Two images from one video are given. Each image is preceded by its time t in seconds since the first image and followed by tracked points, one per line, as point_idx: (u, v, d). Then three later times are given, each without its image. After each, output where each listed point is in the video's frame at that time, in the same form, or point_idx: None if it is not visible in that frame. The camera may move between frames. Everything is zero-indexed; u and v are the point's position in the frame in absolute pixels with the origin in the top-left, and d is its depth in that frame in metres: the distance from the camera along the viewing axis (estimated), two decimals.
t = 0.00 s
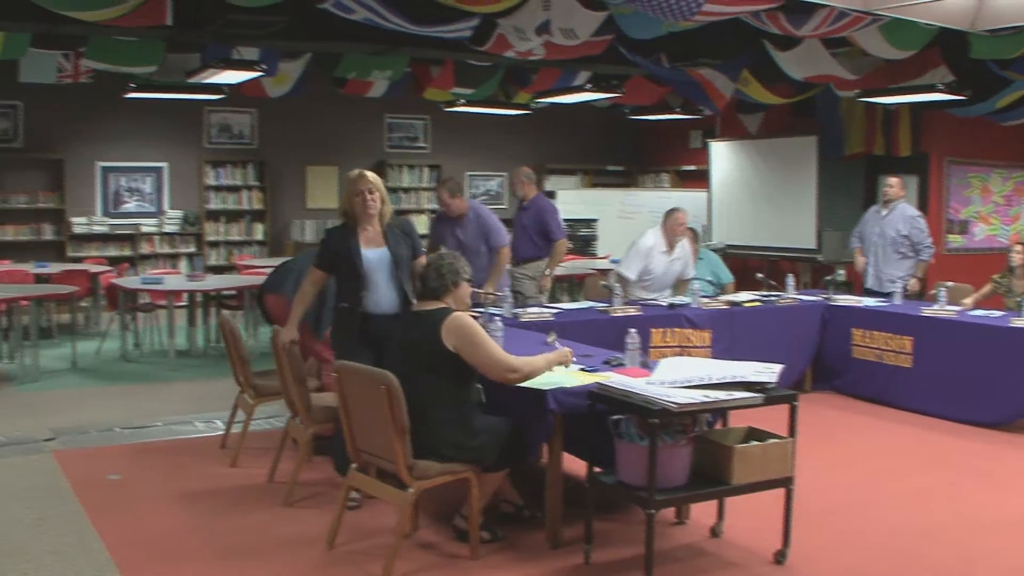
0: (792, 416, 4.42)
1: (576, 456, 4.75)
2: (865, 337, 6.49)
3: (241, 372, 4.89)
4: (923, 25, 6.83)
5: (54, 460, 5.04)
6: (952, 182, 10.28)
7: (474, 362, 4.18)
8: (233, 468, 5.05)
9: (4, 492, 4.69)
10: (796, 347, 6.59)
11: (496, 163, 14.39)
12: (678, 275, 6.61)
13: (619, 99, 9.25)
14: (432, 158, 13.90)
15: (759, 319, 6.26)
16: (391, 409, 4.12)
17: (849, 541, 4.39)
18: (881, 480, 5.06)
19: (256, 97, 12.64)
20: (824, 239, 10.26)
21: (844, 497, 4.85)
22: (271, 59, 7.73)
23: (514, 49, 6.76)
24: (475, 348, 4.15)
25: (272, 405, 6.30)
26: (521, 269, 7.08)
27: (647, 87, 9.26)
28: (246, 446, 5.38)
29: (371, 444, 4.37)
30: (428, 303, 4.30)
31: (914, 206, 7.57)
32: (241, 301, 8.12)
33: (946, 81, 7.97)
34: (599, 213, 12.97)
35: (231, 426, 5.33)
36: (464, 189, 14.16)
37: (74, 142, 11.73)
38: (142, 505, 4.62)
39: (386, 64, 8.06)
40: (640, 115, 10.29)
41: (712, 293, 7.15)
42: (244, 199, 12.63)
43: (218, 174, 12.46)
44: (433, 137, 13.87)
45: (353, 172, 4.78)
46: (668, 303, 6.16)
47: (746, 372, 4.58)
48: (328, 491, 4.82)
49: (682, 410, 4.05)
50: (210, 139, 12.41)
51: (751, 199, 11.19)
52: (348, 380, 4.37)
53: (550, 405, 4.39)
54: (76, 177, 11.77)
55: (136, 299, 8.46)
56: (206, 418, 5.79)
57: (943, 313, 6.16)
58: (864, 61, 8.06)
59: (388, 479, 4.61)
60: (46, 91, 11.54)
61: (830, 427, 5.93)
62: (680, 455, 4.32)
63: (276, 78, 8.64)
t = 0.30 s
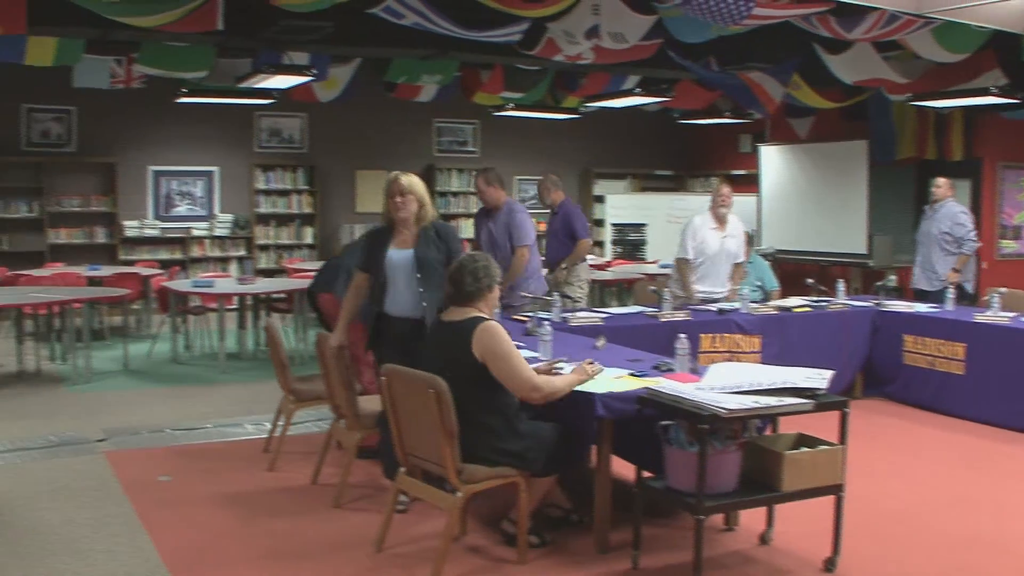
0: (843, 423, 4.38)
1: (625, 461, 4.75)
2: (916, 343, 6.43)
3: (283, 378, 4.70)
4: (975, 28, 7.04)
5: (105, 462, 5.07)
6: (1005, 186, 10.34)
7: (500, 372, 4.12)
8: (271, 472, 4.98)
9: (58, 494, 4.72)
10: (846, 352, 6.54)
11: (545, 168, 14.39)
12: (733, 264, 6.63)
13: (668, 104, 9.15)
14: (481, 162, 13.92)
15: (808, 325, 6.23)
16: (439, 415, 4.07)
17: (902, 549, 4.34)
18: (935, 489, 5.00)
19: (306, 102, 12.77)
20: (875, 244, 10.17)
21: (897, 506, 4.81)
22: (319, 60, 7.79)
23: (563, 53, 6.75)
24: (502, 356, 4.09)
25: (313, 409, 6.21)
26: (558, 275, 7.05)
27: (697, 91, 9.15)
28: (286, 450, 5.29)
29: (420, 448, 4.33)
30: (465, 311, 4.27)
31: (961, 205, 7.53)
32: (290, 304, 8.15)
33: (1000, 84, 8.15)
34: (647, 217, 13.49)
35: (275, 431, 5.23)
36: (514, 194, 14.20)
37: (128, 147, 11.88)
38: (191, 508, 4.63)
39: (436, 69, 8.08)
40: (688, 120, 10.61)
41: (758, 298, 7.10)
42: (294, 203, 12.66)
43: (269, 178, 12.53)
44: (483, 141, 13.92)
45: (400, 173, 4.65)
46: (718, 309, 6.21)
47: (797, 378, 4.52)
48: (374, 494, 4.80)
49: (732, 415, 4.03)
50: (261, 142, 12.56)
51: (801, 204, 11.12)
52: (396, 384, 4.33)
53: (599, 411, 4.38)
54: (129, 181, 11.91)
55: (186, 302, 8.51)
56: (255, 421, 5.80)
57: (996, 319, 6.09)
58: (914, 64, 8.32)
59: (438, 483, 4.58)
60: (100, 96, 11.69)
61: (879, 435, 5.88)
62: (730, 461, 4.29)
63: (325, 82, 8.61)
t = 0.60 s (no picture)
0: (896, 431, 4.33)
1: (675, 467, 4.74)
2: (971, 349, 6.34)
3: (333, 381, 4.73)
4: None
5: (157, 464, 5.12)
6: None
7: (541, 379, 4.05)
8: (322, 475, 5.01)
9: (112, 494, 4.78)
10: (900, 359, 6.47)
11: (596, 173, 14.30)
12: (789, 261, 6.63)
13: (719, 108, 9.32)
14: (531, 167, 13.90)
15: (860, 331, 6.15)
16: (491, 423, 4.04)
17: (957, 560, 4.28)
18: (992, 500, 4.92)
19: (356, 106, 12.82)
20: (928, 250, 10.13)
21: (953, 516, 4.74)
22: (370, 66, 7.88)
23: (613, 58, 6.96)
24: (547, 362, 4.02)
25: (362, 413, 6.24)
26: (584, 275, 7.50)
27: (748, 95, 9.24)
28: (335, 453, 5.34)
29: (469, 452, 4.30)
30: (504, 319, 4.18)
31: (1015, 210, 7.44)
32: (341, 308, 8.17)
33: None
34: (699, 222, 13.24)
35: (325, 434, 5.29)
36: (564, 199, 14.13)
37: (181, 151, 12.02)
38: (240, 508, 4.67)
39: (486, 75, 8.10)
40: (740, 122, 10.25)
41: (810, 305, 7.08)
42: (345, 208, 12.75)
43: (319, 183, 12.63)
44: (533, 146, 13.88)
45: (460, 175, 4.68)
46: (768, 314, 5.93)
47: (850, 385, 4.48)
48: (422, 498, 4.81)
49: (782, 421, 3.99)
50: (312, 147, 12.61)
51: (852, 209, 11.03)
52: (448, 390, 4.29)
53: (650, 416, 4.36)
54: (181, 185, 12.05)
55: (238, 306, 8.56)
56: (304, 424, 5.82)
57: None
58: (969, 69, 8.30)
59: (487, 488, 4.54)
60: (155, 101, 11.85)
61: (931, 444, 5.81)
62: (781, 468, 4.25)
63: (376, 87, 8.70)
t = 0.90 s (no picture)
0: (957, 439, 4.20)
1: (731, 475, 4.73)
2: None
3: (389, 387, 4.77)
4: None
5: (214, 467, 5.19)
6: None
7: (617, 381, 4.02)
8: (377, 481, 5.04)
9: (169, 496, 4.85)
10: (960, 369, 6.36)
11: (651, 179, 14.26)
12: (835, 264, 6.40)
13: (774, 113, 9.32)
14: (586, 174, 13.90)
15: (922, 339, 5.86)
16: (546, 428, 3.98)
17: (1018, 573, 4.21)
18: None
19: (412, 113, 12.89)
20: (989, 258, 9.86)
21: (1014, 529, 4.67)
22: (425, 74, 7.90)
23: (669, 65, 7.00)
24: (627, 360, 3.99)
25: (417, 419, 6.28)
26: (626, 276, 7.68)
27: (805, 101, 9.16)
28: (390, 458, 5.38)
29: (524, 459, 4.24)
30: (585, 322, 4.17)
31: None
32: (396, 314, 8.21)
33: None
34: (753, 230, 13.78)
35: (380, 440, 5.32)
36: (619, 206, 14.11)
37: (239, 158, 12.14)
38: (295, 510, 4.72)
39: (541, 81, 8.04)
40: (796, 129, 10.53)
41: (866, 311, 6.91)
42: (400, 214, 12.80)
43: (375, 190, 12.69)
44: (588, 152, 13.89)
45: (526, 183, 4.65)
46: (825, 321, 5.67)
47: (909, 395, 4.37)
48: (476, 504, 4.82)
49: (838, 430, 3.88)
50: (369, 154, 12.70)
51: (908, 216, 10.88)
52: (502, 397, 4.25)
53: (705, 423, 4.31)
54: (239, 191, 12.16)
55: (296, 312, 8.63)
56: (359, 429, 5.87)
57: None
58: None
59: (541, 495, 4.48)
60: (216, 108, 11.98)
61: (988, 455, 5.73)
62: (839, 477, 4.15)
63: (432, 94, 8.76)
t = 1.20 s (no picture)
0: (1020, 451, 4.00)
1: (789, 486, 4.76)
2: None
3: (446, 395, 4.82)
4: None
5: (272, 474, 5.24)
6: None
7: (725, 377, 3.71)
8: (432, 488, 5.07)
9: (228, 501, 4.91)
10: None
11: (709, 188, 14.17)
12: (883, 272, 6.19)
13: (834, 122, 9.43)
14: (642, 183, 13.84)
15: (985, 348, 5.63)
16: (604, 436, 3.76)
17: None
18: None
19: (468, 122, 12.94)
20: None
21: None
22: (485, 83, 8.16)
23: (726, 73, 7.25)
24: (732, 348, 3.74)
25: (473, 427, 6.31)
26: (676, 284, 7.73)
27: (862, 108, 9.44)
28: (447, 467, 5.40)
29: (581, 467, 4.01)
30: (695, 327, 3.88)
31: None
32: (452, 322, 8.22)
33: None
34: (813, 239, 13.72)
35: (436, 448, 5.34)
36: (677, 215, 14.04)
37: (295, 167, 12.25)
38: (347, 514, 4.77)
39: (601, 91, 8.26)
40: (855, 138, 10.54)
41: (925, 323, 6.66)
42: (457, 223, 12.83)
43: (432, 198, 12.73)
44: (645, 161, 13.86)
45: (586, 191, 4.53)
46: (884, 331, 5.57)
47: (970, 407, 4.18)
48: (532, 514, 4.81)
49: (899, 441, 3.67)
50: (425, 163, 12.76)
51: (973, 227, 10.78)
52: (561, 401, 4.04)
53: (762, 432, 4.20)
54: (296, 200, 12.27)
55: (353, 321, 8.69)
56: (417, 438, 5.90)
57: None
58: None
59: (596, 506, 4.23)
60: (274, 117, 12.11)
61: None
62: (900, 489, 3.92)
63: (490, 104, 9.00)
